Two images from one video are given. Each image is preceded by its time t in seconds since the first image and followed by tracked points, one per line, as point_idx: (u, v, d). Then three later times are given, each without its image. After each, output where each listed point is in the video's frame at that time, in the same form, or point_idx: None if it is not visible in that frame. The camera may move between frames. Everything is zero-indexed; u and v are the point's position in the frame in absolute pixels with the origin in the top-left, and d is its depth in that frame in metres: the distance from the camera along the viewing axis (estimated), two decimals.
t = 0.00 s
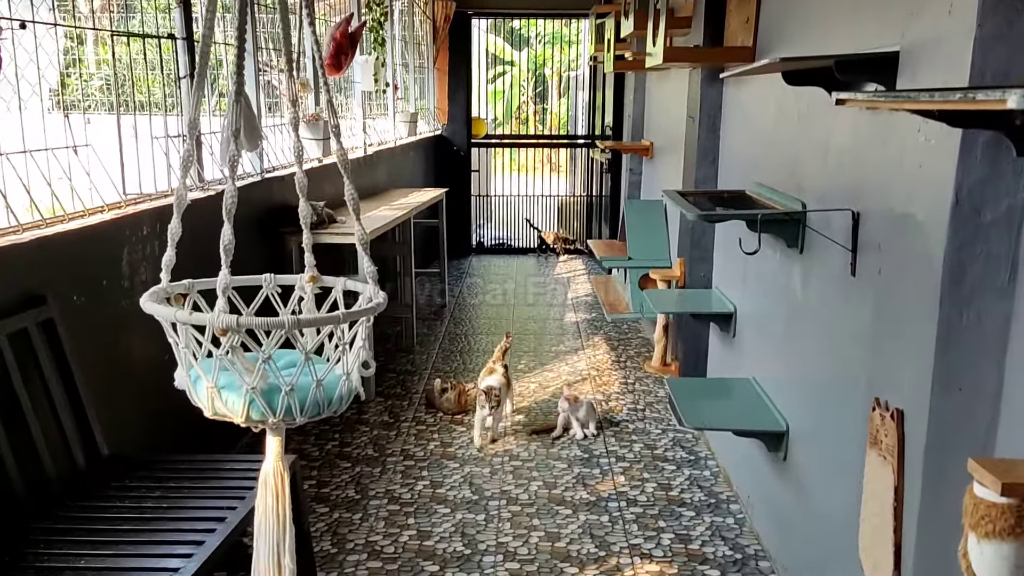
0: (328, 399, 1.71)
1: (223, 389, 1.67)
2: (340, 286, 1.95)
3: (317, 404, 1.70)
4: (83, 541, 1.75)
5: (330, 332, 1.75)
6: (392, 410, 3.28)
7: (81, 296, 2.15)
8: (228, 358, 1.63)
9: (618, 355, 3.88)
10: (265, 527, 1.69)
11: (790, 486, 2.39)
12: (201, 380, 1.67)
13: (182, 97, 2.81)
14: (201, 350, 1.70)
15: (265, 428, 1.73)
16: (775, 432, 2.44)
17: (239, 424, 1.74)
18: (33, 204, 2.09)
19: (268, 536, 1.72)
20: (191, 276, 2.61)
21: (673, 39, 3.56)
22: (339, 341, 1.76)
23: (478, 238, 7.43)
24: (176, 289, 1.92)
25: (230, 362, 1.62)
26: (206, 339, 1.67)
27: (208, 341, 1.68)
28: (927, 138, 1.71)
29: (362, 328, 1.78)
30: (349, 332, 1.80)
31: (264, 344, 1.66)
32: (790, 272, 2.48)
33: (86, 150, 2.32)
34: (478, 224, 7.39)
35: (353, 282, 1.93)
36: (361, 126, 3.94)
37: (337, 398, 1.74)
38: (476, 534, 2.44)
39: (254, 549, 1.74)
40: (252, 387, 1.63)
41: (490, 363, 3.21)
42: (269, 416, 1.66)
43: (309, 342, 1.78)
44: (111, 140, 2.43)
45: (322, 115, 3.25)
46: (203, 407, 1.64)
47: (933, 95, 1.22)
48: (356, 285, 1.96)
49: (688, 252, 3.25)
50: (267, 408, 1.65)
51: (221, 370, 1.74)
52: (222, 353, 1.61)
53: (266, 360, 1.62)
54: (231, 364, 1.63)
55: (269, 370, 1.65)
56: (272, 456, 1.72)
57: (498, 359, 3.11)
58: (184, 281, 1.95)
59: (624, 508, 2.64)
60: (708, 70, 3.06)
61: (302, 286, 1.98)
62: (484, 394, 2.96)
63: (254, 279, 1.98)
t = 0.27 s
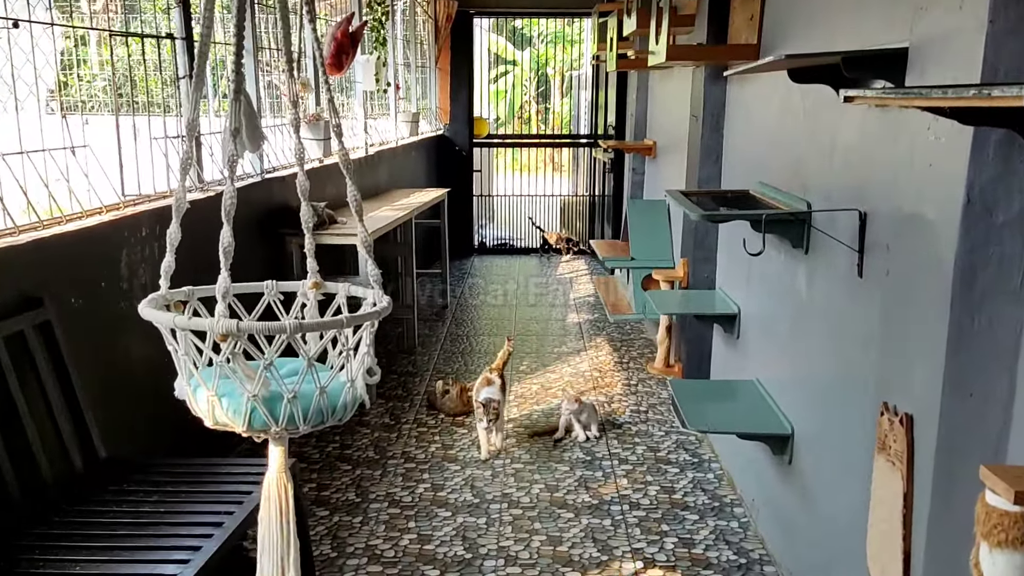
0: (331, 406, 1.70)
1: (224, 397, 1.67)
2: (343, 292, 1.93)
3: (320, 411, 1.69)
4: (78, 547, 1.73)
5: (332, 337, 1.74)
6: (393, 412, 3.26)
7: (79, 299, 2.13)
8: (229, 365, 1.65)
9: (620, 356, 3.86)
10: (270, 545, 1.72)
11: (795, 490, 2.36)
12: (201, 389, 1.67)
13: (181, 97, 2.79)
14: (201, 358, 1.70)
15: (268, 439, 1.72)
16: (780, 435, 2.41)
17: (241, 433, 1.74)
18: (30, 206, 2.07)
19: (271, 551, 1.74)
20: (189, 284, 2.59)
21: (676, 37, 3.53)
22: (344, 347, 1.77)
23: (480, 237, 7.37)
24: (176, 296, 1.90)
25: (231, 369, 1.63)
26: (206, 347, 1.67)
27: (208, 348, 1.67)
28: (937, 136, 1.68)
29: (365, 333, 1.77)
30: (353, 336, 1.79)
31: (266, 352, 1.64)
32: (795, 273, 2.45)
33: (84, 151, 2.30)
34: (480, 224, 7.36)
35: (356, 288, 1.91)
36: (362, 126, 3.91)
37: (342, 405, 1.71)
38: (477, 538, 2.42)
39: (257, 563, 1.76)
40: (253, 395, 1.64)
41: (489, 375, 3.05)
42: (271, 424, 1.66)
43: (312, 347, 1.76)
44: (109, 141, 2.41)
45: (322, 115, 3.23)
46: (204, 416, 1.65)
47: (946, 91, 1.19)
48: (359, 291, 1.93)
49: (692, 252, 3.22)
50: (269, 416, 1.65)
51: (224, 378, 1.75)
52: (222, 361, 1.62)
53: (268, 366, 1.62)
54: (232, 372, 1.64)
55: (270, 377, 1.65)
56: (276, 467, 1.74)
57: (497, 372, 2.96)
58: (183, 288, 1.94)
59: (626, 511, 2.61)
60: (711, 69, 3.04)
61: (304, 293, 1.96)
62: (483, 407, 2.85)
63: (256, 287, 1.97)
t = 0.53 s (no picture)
0: (332, 418, 1.70)
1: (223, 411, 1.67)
2: (343, 302, 1.92)
3: (321, 423, 1.69)
4: (66, 557, 1.71)
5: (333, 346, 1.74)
6: (389, 418, 3.24)
7: (71, 305, 2.11)
8: (225, 379, 1.65)
9: (619, 361, 3.83)
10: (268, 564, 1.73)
11: (793, 499, 2.33)
12: (201, 403, 1.68)
13: (176, 101, 2.78)
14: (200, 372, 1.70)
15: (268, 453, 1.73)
16: (778, 444, 2.38)
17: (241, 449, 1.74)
18: (21, 212, 2.06)
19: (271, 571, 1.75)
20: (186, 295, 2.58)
21: (676, 41, 3.51)
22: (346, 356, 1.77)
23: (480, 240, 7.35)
24: (174, 307, 1.90)
25: (228, 383, 1.64)
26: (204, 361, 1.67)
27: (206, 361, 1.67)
28: (936, 144, 1.66)
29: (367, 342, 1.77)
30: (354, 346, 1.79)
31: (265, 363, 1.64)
32: (793, 280, 2.43)
33: (76, 156, 2.29)
34: (480, 227, 7.35)
35: (358, 297, 1.90)
36: (360, 130, 3.90)
37: (342, 418, 1.72)
38: (473, 547, 2.39)
39: None
40: (251, 408, 1.63)
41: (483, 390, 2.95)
42: (271, 437, 1.66)
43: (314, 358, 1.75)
44: (101, 145, 2.39)
45: (320, 119, 3.22)
46: (202, 429, 1.65)
47: (945, 99, 1.17)
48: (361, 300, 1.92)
49: (690, 258, 3.20)
50: (268, 429, 1.65)
51: (222, 392, 1.76)
52: (218, 372, 1.62)
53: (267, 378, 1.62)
54: (230, 386, 1.65)
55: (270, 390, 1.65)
56: (277, 481, 1.73)
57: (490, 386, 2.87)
58: (180, 300, 1.94)
59: (623, 520, 2.58)
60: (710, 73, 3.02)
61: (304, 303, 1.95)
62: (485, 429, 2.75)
63: (255, 297, 1.97)
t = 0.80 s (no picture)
0: (329, 429, 1.69)
1: (218, 424, 1.65)
2: (341, 311, 1.89)
3: (318, 434, 1.67)
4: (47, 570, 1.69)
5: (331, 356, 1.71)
6: (382, 427, 3.22)
7: (57, 314, 2.09)
8: (221, 389, 1.62)
9: (614, 370, 3.81)
10: None
11: (786, 511, 2.31)
12: (195, 416, 1.66)
13: (167, 108, 2.77)
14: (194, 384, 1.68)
15: (265, 464, 1.71)
16: (771, 455, 2.36)
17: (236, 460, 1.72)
18: (7, 219, 2.04)
19: None
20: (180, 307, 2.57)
21: (671, 49, 3.50)
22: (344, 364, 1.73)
23: (476, 249, 7.41)
24: (168, 318, 1.89)
25: (223, 395, 1.61)
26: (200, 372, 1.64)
27: (201, 373, 1.64)
28: (928, 155, 1.64)
29: (364, 351, 1.74)
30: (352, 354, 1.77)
31: (261, 375, 1.62)
32: (787, 290, 2.41)
33: (64, 163, 2.27)
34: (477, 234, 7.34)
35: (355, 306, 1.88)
36: (355, 137, 3.90)
37: (340, 428, 1.70)
38: (463, 558, 2.37)
39: None
40: (247, 419, 1.61)
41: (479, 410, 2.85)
42: (268, 449, 1.64)
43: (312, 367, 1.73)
44: (89, 152, 2.38)
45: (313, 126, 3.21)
46: (197, 442, 1.63)
47: (935, 111, 1.15)
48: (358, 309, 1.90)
49: (685, 266, 3.18)
50: (264, 441, 1.63)
51: (217, 403, 1.74)
52: (215, 383, 1.60)
53: (262, 391, 1.60)
54: (225, 397, 1.62)
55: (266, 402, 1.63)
56: (274, 494, 1.73)
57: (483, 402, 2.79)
58: (175, 311, 1.93)
59: (616, 531, 2.56)
60: (705, 81, 3.00)
61: (302, 312, 1.93)
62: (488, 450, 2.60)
63: (253, 307, 1.95)
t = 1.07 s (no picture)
0: (315, 444, 1.66)
1: (203, 441, 1.63)
2: (328, 323, 1.88)
3: (304, 450, 1.65)
4: None
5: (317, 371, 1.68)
6: (367, 441, 3.20)
7: (35, 329, 2.07)
8: (206, 407, 1.60)
9: (601, 384, 3.80)
10: None
11: (772, 528, 2.30)
12: (179, 433, 1.64)
13: (150, 120, 2.76)
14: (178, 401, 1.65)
15: (252, 480, 1.68)
16: (756, 472, 2.35)
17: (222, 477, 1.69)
18: None
19: None
20: (165, 321, 2.56)
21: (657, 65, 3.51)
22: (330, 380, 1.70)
23: (464, 262, 7.44)
24: (153, 333, 1.86)
25: (207, 413, 1.58)
26: (184, 389, 1.62)
27: (184, 390, 1.62)
28: (909, 174, 1.65)
29: (350, 366, 1.71)
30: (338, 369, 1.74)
31: (246, 392, 1.59)
32: (772, 306, 2.41)
33: (44, 175, 2.25)
34: (464, 248, 7.37)
35: (342, 319, 1.86)
36: (342, 150, 3.91)
37: (326, 444, 1.68)
38: None
39: None
40: (233, 436, 1.59)
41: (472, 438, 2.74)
42: (253, 466, 1.62)
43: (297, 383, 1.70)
44: (70, 165, 2.36)
45: (299, 139, 3.21)
46: (183, 460, 1.61)
47: (913, 133, 1.15)
48: (345, 323, 1.88)
49: (671, 281, 3.18)
50: (250, 458, 1.61)
51: (202, 421, 1.71)
52: (200, 401, 1.58)
53: (247, 408, 1.57)
54: (210, 414, 1.59)
55: (251, 418, 1.61)
56: (260, 510, 1.70)
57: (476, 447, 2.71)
58: (161, 325, 1.91)
59: (601, 547, 2.54)
60: (692, 96, 3.02)
61: (289, 325, 1.92)
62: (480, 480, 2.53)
63: (238, 320, 1.93)
